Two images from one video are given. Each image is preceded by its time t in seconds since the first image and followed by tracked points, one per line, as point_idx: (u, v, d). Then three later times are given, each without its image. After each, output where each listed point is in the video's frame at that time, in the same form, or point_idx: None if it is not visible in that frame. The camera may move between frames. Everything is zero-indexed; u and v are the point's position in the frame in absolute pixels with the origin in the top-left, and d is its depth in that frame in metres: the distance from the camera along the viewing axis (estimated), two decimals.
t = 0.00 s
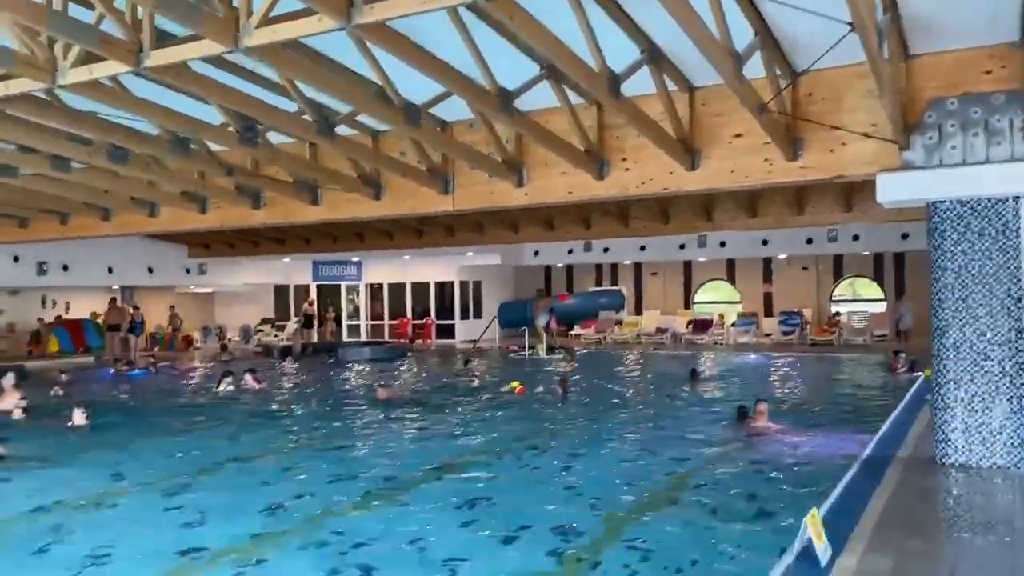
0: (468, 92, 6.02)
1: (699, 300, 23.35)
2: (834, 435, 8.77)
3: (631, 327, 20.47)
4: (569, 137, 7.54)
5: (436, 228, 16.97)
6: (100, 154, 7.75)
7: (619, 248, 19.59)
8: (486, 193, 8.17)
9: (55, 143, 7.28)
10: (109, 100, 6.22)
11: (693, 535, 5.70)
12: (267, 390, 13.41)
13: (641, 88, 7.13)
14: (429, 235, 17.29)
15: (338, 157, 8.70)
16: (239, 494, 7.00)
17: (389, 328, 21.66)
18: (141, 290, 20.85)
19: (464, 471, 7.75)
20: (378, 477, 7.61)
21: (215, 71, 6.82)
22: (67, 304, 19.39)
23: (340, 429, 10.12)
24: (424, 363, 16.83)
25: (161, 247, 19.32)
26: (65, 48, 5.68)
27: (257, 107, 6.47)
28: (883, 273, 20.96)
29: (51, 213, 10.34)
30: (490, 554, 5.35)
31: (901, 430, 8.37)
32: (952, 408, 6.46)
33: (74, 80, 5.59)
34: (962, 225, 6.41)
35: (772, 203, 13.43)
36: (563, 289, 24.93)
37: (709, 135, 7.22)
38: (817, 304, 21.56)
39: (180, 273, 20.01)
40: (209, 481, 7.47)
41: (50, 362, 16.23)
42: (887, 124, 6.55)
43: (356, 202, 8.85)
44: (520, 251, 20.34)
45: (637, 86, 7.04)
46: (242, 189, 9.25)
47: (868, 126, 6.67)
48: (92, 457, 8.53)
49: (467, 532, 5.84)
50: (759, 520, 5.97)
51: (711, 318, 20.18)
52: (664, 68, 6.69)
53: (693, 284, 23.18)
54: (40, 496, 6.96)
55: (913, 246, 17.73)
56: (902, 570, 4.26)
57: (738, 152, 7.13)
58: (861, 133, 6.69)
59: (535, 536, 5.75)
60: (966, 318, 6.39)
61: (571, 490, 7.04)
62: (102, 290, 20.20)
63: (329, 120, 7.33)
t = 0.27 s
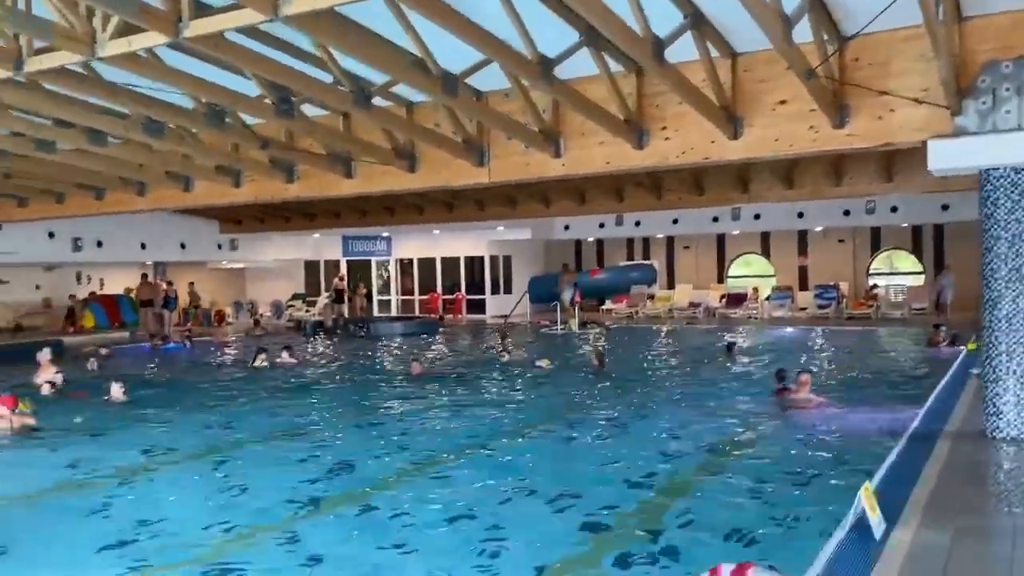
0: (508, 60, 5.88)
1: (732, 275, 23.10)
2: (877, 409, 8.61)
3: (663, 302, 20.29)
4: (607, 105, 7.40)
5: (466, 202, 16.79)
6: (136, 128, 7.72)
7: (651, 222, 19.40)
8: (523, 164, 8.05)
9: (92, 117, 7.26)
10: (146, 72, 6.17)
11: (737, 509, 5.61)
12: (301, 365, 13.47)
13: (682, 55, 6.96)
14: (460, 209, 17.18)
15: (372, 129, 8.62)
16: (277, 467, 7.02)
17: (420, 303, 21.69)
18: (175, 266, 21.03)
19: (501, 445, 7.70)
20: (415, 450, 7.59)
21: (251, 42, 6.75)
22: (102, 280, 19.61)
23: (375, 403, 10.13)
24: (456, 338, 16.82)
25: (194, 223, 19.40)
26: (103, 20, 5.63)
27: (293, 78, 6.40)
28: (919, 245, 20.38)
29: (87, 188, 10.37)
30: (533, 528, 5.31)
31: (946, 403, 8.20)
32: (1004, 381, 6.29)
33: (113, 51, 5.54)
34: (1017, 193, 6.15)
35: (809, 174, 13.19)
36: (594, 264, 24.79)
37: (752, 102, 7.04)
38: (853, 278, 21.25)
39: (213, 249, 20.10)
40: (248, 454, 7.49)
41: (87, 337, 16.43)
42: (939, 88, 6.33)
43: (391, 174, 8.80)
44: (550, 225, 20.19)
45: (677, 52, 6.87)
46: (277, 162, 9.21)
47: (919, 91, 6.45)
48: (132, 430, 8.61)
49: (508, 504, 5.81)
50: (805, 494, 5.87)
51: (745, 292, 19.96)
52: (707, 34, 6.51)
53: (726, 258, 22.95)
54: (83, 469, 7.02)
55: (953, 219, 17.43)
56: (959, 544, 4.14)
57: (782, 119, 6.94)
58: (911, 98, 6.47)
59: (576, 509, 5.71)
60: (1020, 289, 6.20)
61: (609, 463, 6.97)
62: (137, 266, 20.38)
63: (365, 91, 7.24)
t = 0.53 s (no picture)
0: (565, 39, 5.78)
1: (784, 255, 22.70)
2: (944, 391, 8.38)
3: (715, 283, 20.02)
4: (664, 83, 7.28)
5: (514, 185, 16.65)
6: (194, 117, 7.81)
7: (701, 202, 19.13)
8: (577, 145, 7.96)
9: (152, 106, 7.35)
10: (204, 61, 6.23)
11: (805, 495, 5.51)
12: (354, 350, 13.57)
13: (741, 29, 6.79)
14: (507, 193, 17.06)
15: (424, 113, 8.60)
16: (337, 450, 7.09)
17: (468, 288, 21.74)
18: (228, 254, 21.37)
19: (559, 429, 7.67)
20: (474, 434, 7.60)
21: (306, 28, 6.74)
22: (159, 268, 20.00)
23: (430, 388, 10.15)
24: (505, 322, 16.82)
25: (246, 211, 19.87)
26: (163, 10, 5.67)
27: (348, 64, 6.40)
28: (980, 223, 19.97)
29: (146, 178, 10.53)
30: (598, 512, 5.28)
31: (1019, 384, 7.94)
32: None
33: (174, 42, 5.58)
34: None
35: (867, 150, 12.86)
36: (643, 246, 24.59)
37: (814, 76, 6.84)
38: (910, 257, 20.75)
39: (265, 237, 20.55)
40: (308, 438, 7.57)
41: (145, 325, 16.78)
42: (1013, 58, 6.08)
43: (444, 159, 8.78)
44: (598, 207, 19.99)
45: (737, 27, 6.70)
46: (331, 149, 9.25)
47: (991, 61, 6.20)
48: (195, 415, 8.77)
49: (570, 489, 5.78)
50: (875, 479, 5.74)
51: (798, 272, 19.63)
52: (768, 8, 6.34)
53: (778, 238, 22.59)
54: (151, 452, 7.17)
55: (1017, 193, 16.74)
56: None
57: (845, 94, 6.74)
58: (983, 69, 6.22)
59: (640, 494, 5.66)
60: None
61: (669, 447, 6.90)
62: (191, 254, 20.72)
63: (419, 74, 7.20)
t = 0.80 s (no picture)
0: (650, 23, 5.61)
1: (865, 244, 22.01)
2: None
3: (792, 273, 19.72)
4: (750, 68, 7.05)
5: (584, 175, 16.49)
6: (276, 112, 7.90)
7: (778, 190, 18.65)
8: (657, 133, 7.78)
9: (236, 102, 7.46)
10: (287, 54, 6.28)
11: (904, 495, 5.28)
12: (428, 342, 13.65)
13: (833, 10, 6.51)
14: (579, 183, 16.86)
15: (500, 103, 8.51)
16: (418, 440, 7.11)
17: (537, 279, 21.68)
18: (304, 247, 21.75)
19: (640, 422, 7.53)
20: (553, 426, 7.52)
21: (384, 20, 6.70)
22: (237, 262, 20.47)
23: (507, 379, 10.12)
24: (577, 313, 16.71)
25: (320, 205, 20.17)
26: (249, 3, 5.71)
27: (427, 54, 6.37)
28: None
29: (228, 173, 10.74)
30: (687, 508, 5.16)
31: None
32: None
33: (260, 36, 5.62)
34: None
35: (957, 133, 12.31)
36: (716, 236, 24.16)
37: (910, 55, 6.51)
38: (1001, 245, 19.87)
39: (339, 230, 20.88)
40: (389, 428, 7.62)
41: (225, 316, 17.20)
42: None
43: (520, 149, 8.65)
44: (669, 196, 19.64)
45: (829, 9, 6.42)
46: (408, 141, 9.24)
47: None
48: (277, 405, 8.93)
49: (655, 483, 5.68)
50: (979, 481, 5.47)
51: (880, 262, 19.01)
52: None
53: (859, 227, 21.91)
54: (238, 440, 7.31)
55: None
56: None
57: (944, 74, 6.39)
58: None
59: (728, 490, 5.52)
60: None
61: (754, 441, 6.71)
62: (267, 247, 21.17)
63: (497, 64, 7.10)
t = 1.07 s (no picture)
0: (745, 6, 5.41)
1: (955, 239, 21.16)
2: None
3: (878, 268, 19.18)
4: (848, 54, 6.77)
5: (664, 167, 16.29)
6: (363, 104, 7.94)
7: (862, 183, 17.94)
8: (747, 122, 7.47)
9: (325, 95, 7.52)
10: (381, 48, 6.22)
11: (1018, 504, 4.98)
12: (504, 334, 13.63)
13: None
14: (656, 176, 16.58)
15: (584, 92, 8.31)
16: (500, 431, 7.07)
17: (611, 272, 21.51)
18: (380, 239, 22.05)
19: (727, 418, 7.34)
20: (637, 421, 7.38)
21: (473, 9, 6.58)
22: (316, 253, 20.87)
23: (586, 372, 10.00)
24: (653, 307, 16.53)
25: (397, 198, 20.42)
26: None
27: (519, 45, 6.24)
28: None
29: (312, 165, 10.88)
30: (783, 508, 4.99)
31: None
32: None
33: (353, 28, 5.59)
34: None
35: None
36: (797, 230, 23.59)
37: None
38: None
39: (415, 223, 21.08)
40: (470, 418, 7.60)
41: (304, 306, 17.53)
42: None
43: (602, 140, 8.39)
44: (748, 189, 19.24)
45: None
46: (489, 133, 9.13)
47: None
48: (360, 392, 9.05)
49: (747, 482, 5.51)
50: None
51: (972, 258, 18.28)
52: None
53: (949, 221, 21.10)
54: (327, 424, 7.44)
55: None
56: None
57: None
58: None
59: (824, 490, 5.32)
60: None
61: (851, 441, 6.48)
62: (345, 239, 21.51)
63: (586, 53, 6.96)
